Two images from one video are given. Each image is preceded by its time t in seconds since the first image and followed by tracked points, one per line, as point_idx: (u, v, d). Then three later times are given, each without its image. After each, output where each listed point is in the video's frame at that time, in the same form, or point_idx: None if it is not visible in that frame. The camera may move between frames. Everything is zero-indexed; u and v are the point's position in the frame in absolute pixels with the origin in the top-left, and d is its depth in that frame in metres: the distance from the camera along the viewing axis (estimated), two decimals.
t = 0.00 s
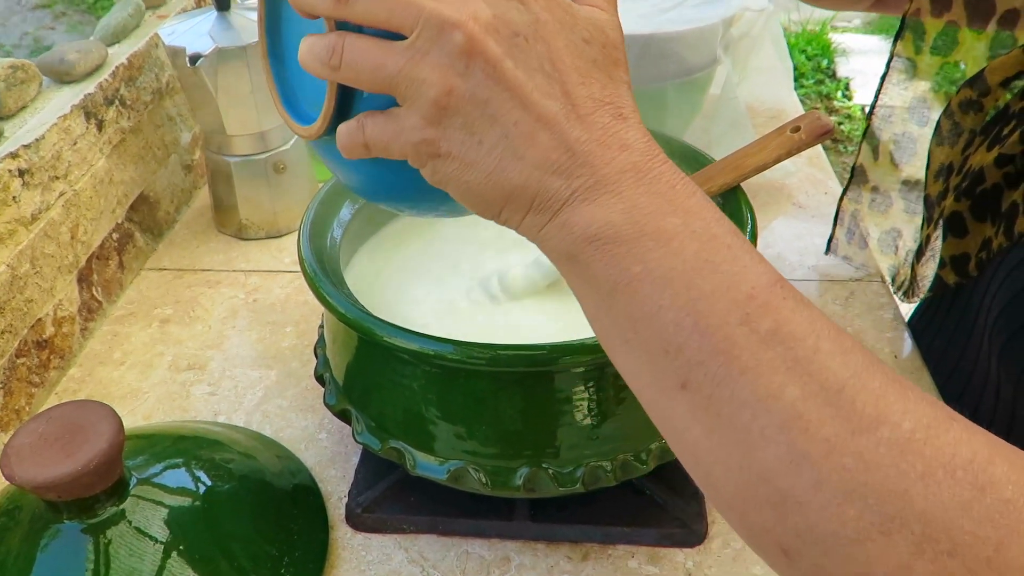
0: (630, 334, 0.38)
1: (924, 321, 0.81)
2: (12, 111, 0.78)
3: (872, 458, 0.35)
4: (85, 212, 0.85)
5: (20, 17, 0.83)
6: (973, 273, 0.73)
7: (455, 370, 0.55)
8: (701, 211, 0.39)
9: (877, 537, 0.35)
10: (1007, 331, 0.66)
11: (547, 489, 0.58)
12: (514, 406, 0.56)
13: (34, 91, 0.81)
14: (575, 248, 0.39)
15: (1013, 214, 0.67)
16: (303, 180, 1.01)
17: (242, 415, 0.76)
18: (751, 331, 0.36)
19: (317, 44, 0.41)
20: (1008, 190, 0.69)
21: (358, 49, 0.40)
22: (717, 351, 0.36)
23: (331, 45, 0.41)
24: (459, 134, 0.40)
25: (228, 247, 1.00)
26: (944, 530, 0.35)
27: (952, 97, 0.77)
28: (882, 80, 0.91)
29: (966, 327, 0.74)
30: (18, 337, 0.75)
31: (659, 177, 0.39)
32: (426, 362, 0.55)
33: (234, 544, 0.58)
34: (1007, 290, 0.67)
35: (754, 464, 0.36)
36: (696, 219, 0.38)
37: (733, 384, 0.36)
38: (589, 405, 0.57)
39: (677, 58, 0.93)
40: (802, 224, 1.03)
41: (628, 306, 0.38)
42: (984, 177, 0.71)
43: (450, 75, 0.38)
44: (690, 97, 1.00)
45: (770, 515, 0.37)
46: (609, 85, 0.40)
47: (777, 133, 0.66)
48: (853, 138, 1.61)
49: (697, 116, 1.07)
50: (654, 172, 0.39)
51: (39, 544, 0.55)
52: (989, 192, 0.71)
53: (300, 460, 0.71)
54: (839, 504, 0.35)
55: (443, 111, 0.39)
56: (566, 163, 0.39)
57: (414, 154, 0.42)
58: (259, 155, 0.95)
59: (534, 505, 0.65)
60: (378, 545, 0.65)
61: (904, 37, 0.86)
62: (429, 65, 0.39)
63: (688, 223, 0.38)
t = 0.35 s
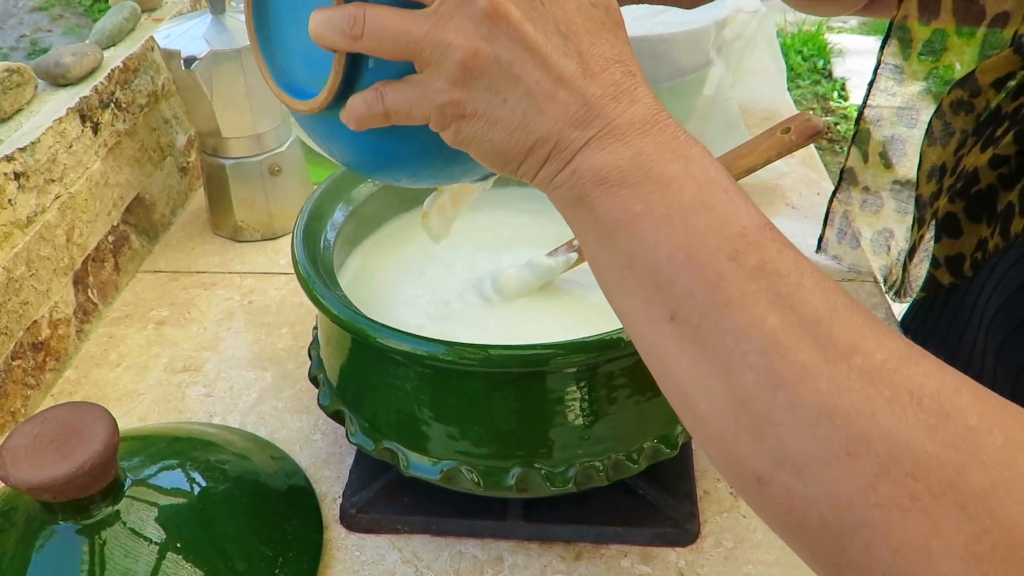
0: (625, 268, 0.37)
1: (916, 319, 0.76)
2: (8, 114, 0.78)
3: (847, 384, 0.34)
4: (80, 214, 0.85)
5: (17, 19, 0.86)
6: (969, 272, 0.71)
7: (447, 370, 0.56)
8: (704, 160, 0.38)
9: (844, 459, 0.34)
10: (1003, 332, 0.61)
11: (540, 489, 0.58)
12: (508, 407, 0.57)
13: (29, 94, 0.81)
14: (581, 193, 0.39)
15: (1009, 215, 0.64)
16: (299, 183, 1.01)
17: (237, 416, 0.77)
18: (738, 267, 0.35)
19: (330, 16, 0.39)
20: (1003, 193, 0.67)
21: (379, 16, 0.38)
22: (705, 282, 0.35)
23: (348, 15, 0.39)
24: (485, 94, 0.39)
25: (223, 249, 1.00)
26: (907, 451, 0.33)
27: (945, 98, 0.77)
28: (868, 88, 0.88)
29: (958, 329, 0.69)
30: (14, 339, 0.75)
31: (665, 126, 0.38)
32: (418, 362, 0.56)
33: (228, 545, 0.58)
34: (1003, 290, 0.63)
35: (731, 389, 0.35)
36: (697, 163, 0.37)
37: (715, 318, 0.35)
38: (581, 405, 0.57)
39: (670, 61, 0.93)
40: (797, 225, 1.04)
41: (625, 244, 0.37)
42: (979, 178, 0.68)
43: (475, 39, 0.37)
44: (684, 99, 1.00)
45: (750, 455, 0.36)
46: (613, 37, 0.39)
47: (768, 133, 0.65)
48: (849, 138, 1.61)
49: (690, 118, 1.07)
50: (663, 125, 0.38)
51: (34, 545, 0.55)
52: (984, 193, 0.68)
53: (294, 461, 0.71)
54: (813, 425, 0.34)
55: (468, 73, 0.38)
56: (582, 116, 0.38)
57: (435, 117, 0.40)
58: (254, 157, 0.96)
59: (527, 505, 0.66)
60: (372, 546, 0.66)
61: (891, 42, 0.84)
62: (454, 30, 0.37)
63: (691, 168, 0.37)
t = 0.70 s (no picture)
0: (591, 250, 0.37)
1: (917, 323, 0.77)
2: (9, 119, 0.79)
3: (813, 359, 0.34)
4: (81, 219, 0.86)
5: (17, 25, 0.87)
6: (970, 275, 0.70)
7: (445, 373, 0.56)
8: (663, 134, 0.37)
9: (809, 431, 0.34)
10: (1002, 330, 0.61)
11: (538, 491, 0.58)
12: (507, 409, 0.57)
13: (31, 99, 0.82)
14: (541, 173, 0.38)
15: (1008, 217, 0.64)
16: (298, 189, 1.02)
17: (237, 419, 0.77)
18: (698, 245, 0.35)
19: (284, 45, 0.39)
20: (1002, 195, 0.67)
21: (331, 36, 0.38)
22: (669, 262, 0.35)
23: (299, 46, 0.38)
24: (440, 103, 0.38)
25: (223, 254, 1.01)
26: (871, 421, 0.33)
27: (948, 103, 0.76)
28: (868, 98, 0.90)
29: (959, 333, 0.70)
30: (15, 343, 0.76)
31: (623, 103, 0.37)
32: (417, 366, 0.56)
33: (228, 547, 0.59)
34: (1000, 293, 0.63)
35: (701, 364, 0.35)
36: (654, 140, 0.36)
37: (680, 295, 0.35)
38: (579, 408, 0.58)
39: (668, 67, 0.94)
40: (794, 230, 1.04)
41: (592, 227, 0.36)
42: (979, 181, 0.68)
43: (421, 51, 0.36)
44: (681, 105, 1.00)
45: (724, 433, 0.36)
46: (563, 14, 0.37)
47: (765, 139, 0.66)
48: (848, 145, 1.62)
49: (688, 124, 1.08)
50: (618, 102, 0.36)
51: (36, 548, 0.55)
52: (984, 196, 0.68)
53: (294, 464, 0.71)
54: (777, 399, 0.34)
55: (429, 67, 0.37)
56: (536, 105, 0.37)
57: (400, 126, 0.40)
58: (254, 162, 0.96)
59: (525, 508, 0.66)
60: (371, 548, 0.66)
61: (894, 53, 0.85)
62: (398, 47, 0.36)
63: (648, 146, 0.36)
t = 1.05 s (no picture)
0: (613, 336, 0.40)
1: (916, 328, 0.80)
2: (10, 122, 0.79)
3: (827, 450, 0.37)
4: (81, 222, 0.86)
5: (15, 28, 0.86)
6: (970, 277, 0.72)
7: (445, 376, 0.56)
8: (661, 207, 0.39)
9: (859, 527, 0.38)
10: (1005, 333, 0.63)
11: (538, 493, 0.59)
12: (507, 412, 0.57)
13: (32, 102, 0.82)
14: (547, 258, 0.41)
15: (1011, 220, 0.65)
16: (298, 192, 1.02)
17: (236, 422, 0.77)
18: (715, 342, 0.38)
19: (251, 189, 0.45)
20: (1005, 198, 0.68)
21: (292, 181, 0.43)
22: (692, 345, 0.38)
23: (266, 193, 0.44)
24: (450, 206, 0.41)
25: (223, 257, 1.01)
26: (928, 520, 0.37)
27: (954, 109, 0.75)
28: (883, 123, 0.88)
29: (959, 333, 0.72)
30: (15, 345, 0.76)
31: (614, 182, 0.38)
32: (417, 368, 0.56)
33: (227, 550, 0.59)
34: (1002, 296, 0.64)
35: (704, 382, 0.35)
36: (651, 225, 0.38)
37: (708, 389, 0.38)
38: (579, 411, 0.58)
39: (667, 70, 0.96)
40: (792, 233, 1.04)
41: (608, 316, 0.39)
42: (982, 185, 0.69)
43: (383, 188, 0.40)
44: (679, 109, 1.00)
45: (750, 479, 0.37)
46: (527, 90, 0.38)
47: (764, 142, 0.67)
48: (845, 148, 1.62)
49: (686, 127, 1.08)
50: (607, 181, 0.38)
51: (35, 551, 0.56)
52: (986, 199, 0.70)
53: (293, 467, 0.71)
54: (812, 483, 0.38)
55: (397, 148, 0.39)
56: (523, 208, 0.40)
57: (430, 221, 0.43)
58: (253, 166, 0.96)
59: (524, 511, 0.66)
60: (370, 551, 0.66)
61: (905, 83, 0.83)
62: (359, 185, 0.41)
63: (645, 234, 0.38)
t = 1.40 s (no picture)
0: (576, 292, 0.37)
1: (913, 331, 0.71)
2: (9, 127, 0.78)
3: (791, 390, 0.33)
4: (81, 227, 0.85)
5: (15, 33, 0.86)
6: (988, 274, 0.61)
7: (447, 382, 0.56)
8: (600, 160, 0.36)
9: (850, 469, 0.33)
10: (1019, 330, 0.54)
11: (542, 501, 0.58)
12: (510, 419, 0.56)
13: (31, 107, 0.81)
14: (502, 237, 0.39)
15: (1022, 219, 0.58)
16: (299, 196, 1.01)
17: (237, 429, 0.77)
18: (663, 291, 0.34)
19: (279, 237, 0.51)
20: (1013, 198, 0.61)
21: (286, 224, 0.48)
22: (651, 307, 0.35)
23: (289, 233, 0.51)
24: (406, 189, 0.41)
25: (223, 262, 1.00)
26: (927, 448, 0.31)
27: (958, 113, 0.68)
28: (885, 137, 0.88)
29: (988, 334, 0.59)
30: (14, 352, 0.75)
31: (534, 149, 0.36)
32: (420, 375, 0.56)
33: (227, 557, 0.58)
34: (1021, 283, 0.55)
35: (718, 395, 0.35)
36: (578, 179, 0.36)
37: (678, 342, 0.35)
38: (583, 418, 0.57)
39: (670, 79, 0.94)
40: (797, 239, 1.04)
41: (563, 280, 0.37)
42: (990, 183, 0.62)
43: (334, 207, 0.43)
44: (682, 113, 1.00)
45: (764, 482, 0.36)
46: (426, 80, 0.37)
47: (770, 148, 0.66)
48: (846, 154, 1.62)
49: (690, 132, 1.07)
50: (525, 148, 0.36)
51: (35, 559, 0.55)
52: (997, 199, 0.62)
53: (295, 474, 0.71)
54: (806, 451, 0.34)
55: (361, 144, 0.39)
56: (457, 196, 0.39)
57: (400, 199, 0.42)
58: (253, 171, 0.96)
59: (528, 518, 0.66)
60: (373, 559, 0.65)
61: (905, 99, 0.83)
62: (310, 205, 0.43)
63: (574, 196, 0.35)
